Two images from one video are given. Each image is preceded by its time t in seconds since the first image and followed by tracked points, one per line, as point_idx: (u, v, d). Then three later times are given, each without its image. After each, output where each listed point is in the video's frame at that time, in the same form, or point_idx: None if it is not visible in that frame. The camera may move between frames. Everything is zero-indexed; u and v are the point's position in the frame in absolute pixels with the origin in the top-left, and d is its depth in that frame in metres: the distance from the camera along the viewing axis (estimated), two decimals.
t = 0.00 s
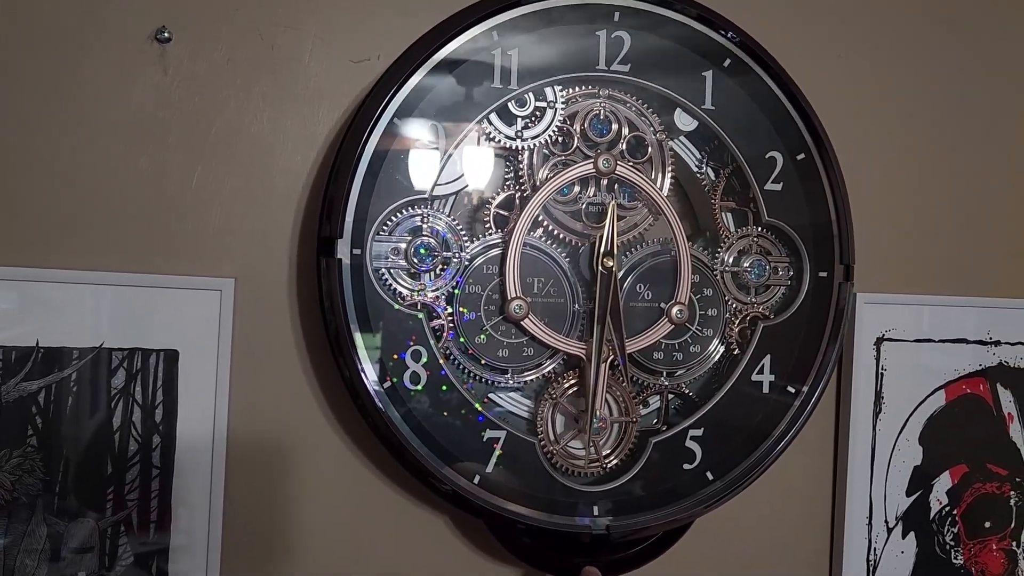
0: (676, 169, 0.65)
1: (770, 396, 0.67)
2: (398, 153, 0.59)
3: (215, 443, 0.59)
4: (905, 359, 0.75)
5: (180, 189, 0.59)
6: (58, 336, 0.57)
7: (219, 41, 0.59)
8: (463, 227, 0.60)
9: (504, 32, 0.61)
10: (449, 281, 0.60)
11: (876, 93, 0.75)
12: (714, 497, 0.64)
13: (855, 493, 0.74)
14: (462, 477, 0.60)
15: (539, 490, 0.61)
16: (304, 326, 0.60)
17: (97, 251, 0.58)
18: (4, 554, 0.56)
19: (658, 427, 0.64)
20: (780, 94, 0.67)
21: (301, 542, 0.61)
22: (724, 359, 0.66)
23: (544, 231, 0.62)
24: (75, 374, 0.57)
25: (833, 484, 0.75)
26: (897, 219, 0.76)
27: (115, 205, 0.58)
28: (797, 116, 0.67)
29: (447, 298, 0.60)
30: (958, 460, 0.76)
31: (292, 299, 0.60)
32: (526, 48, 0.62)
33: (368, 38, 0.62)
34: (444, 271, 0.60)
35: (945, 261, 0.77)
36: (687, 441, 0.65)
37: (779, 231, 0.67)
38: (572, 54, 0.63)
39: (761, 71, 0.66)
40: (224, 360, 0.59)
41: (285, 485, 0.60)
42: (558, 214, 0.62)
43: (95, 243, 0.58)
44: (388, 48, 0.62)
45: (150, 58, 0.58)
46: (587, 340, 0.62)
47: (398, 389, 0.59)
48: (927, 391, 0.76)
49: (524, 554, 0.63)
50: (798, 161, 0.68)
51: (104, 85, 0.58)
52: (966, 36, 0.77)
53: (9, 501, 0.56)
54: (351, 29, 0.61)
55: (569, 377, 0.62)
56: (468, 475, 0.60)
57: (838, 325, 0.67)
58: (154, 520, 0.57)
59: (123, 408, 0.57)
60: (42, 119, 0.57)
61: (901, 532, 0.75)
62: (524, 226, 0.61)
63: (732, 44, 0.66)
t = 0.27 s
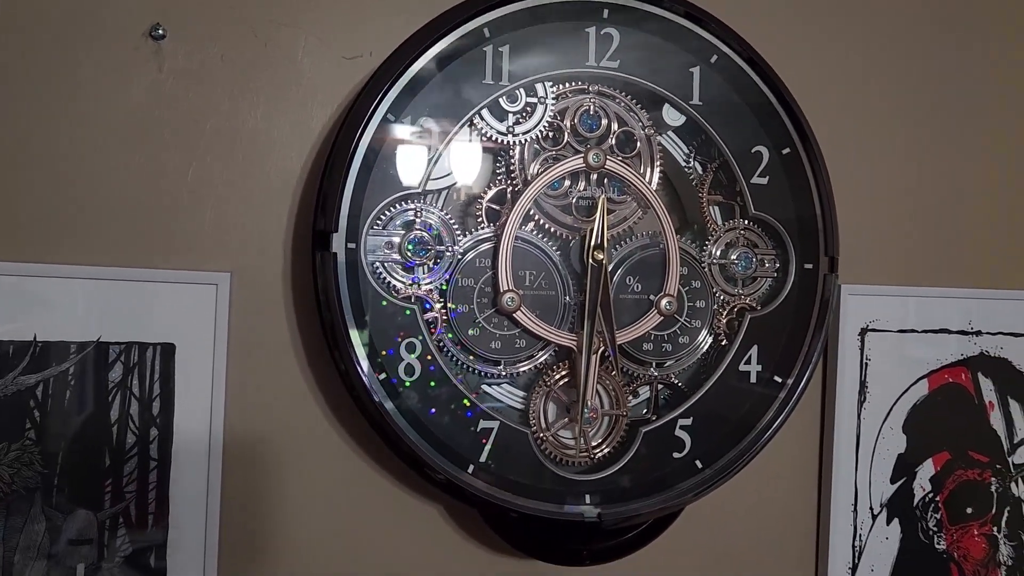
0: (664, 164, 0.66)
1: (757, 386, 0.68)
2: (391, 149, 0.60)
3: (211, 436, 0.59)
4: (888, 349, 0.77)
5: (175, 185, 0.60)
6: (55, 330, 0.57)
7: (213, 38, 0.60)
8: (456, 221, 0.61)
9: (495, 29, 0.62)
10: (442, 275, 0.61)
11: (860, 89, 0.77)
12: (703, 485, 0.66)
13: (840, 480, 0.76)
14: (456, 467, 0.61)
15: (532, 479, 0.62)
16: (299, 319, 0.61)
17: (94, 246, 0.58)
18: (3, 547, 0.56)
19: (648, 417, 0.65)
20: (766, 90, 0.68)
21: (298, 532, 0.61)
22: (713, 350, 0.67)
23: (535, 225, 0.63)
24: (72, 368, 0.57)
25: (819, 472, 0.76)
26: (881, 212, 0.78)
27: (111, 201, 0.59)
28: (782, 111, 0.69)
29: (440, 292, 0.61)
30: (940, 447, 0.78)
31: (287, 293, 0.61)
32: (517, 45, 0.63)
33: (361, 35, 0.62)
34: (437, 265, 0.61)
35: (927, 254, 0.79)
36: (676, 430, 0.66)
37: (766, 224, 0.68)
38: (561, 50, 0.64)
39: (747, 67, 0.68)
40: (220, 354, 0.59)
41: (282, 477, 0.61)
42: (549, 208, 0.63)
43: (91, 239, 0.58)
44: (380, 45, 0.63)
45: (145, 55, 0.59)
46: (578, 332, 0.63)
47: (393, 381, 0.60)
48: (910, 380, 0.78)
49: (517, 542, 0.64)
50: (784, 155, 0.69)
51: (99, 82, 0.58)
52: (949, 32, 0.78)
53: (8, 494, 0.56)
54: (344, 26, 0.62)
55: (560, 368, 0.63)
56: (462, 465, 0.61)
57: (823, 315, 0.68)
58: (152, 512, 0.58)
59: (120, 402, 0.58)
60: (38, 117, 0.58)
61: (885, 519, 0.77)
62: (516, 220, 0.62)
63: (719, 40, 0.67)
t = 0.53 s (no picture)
0: (653, 165, 0.69)
1: (744, 380, 0.70)
2: (390, 153, 0.62)
3: (217, 433, 0.61)
4: (870, 342, 0.80)
5: (177, 189, 0.61)
6: (63, 332, 0.59)
7: (213, 45, 0.61)
8: (452, 222, 0.63)
9: (489, 36, 0.64)
10: (440, 274, 0.63)
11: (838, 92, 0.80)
12: (694, 475, 0.68)
13: (825, 470, 0.78)
14: (455, 460, 0.63)
15: (529, 471, 0.64)
16: (301, 319, 0.63)
17: (100, 250, 0.60)
18: (14, 545, 0.58)
19: (639, 410, 0.68)
20: (751, 93, 0.70)
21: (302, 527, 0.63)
22: (701, 345, 0.69)
23: (530, 226, 0.65)
24: (80, 369, 0.59)
25: (803, 462, 0.79)
26: (861, 210, 0.80)
27: (116, 205, 0.60)
28: (766, 113, 0.71)
29: (438, 291, 0.63)
30: (920, 436, 0.81)
31: (289, 294, 0.62)
32: (511, 52, 0.65)
33: (359, 41, 0.64)
34: (435, 265, 0.62)
35: (905, 250, 0.82)
36: (667, 422, 0.68)
37: (752, 223, 0.71)
38: (554, 56, 0.66)
39: (733, 72, 0.70)
40: (225, 353, 0.61)
41: (286, 473, 0.62)
42: (543, 209, 0.65)
43: (95, 243, 0.60)
44: (377, 51, 0.64)
45: (147, 62, 0.60)
46: (571, 329, 0.65)
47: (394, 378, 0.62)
48: (891, 372, 0.80)
49: (515, 533, 0.66)
50: (769, 156, 0.71)
51: (102, 88, 0.60)
52: (924, 36, 0.81)
53: (18, 492, 0.58)
54: (341, 33, 0.64)
55: (555, 364, 0.65)
56: (462, 458, 0.63)
57: (807, 310, 0.71)
58: (159, 509, 0.59)
59: (128, 401, 0.59)
60: (42, 123, 0.59)
61: (868, 506, 0.80)
62: (511, 221, 0.64)
63: (706, 46, 0.69)
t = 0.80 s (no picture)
0: (639, 165, 0.71)
1: (729, 371, 0.73)
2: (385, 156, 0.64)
3: (220, 430, 0.62)
4: (849, 333, 0.83)
5: (177, 192, 0.62)
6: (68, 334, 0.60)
7: (210, 52, 0.63)
8: (446, 221, 0.65)
9: (480, 42, 0.66)
10: (435, 272, 0.64)
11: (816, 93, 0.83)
12: (682, 464, 0.70)
13: (807, 457, 0.81)
14: (453, 452, 0.65)
15: (524, 462, 0.66)
16: (301, 317, 0.64)
17: (103, 252, 0.61)
18: (22, 542, 0.59)
19: (628, 401, 0.70)
20: (732, 93, 0.73)
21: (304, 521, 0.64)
22: (688, 337, 0.72)
23: (521, 224, 0.67)
24: (85, 369, 0.60)
25: (787, 451, 0.82)
26: (840, 205, 0.83)
27: (118, 208, 0.61)
28: (747, 113, 0.73)
29: (434, 289, 0.64)
30: (898, 423, 0.84)
31: (288, 293, 0.64)
32: (502, 56, 0.67)
33: (353, 45, 0.65)
34: (430, 263, 0.64)
35: (882, 244, 0.84)
36: (656, 413, 0.71)
37: (734, 220, 0.73)
38: (543, 60, 0.68)
39: (715, 74, 0.72)
40: (227, 352, 0.62)
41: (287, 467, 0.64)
42: (534, 208, 0.67)
43: (97, 245, 0.61)
44: (371, 57, 0.66)
45: (146, 69, 0.62)
46: (563, 324, 0.67)
47: (392, 374, 0.64)
48: (869, 362, 0.83)
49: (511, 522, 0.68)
50: (750, 155, 0.74)
51: (103, 95, 0.61)
52: (896, 37, 0.84)
53: (27, 490, 0.59)
54: (335, 39, 0.65)
55: (547, 358, 0.67)
56: (459, 450, 0.65)
57: (789, 302, 0.73)
58: (165, 504, 0.61)
59: (132, 400, 0.61)
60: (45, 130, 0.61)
61: (849, 491, 0.83)
62: (503, 220, 0.66)
63: (688, 50, 0.72)
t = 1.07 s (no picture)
0: (615, 172, 0.75)
1: (704, 365, 0.77)
2: (375, 166, 0.67)
3: (218, 430, 0.66)
4: (816, 329, 0.87)
5: (174, 203, 0.66)
6: (71, 340, 0.64)
7: (204, 69, 0.66)
8: (432, 227, 0.68)
9: (463, 57, 0.70)
10: (423, 276, 0.68)
11: (779, 100, 0.87)
12: (660, 454, 0.74)
13: (778, 447, 0.85)
14: (443, 447, 0.68)
15: (510, 456, 0.70)
16: (295, 321, 0.68)
17: (105, 262, 0.65)
18: (31, 538, 0.63)
19: (608, 396, 0.74)
20: (702, 103, 0.77)
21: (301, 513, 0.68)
22: (663, 334, 0.76)
23: (504, 229, 0.70)
24: (89, 374, 0.64)
25: (758, 441, 0.86)
26: (803, 208, 0.88)
27: (119, 219, 0.65)
28: (716, 121, 0.77)
29: (422, 292, 0.68)
30: (864, 413, 0.88)
31: (282, 297, 0.67)
32: (483, 70, 0.70)
33: (341, 61, 0.69)
34: (418, 267, 0.68)
35: (844, 244, 0.89)
36: (635, 407, 0.74)
37: (706, 223, 0.77)
38: (523, 73, 0.71)
39: (685, 84, 0.76)
40: (224, 355, 0.66)
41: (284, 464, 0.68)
42: (516, 213, 0.71)
43: (101, 254, 0.65)
44: (358, 71, 0.70)
45: (142, 86, 0.66)
46: (545, 323, 0.71)
47: (384, 374, 0.67)
48: (835, 355, 0.88)
49: (498, 512, 0.72)
50: (720, 160, 0.78)
51: (103, 112, 0.65)
52: (854, 47, 0.89)
53: (34, 490, 0.63)
54: (322, 54, 0.68)
55: (531, 356, 0.71)
56: (448, 445, 0.68)
57: (758, 300, 0.77)
58: (166, 502, 0.65)
59: (134, 402, 0.65)
60: (49, 145, 0.64)
61: (818, 479, 0.87)
62: (487, 226, 0.69)
63: (660, 62, 0.76)
